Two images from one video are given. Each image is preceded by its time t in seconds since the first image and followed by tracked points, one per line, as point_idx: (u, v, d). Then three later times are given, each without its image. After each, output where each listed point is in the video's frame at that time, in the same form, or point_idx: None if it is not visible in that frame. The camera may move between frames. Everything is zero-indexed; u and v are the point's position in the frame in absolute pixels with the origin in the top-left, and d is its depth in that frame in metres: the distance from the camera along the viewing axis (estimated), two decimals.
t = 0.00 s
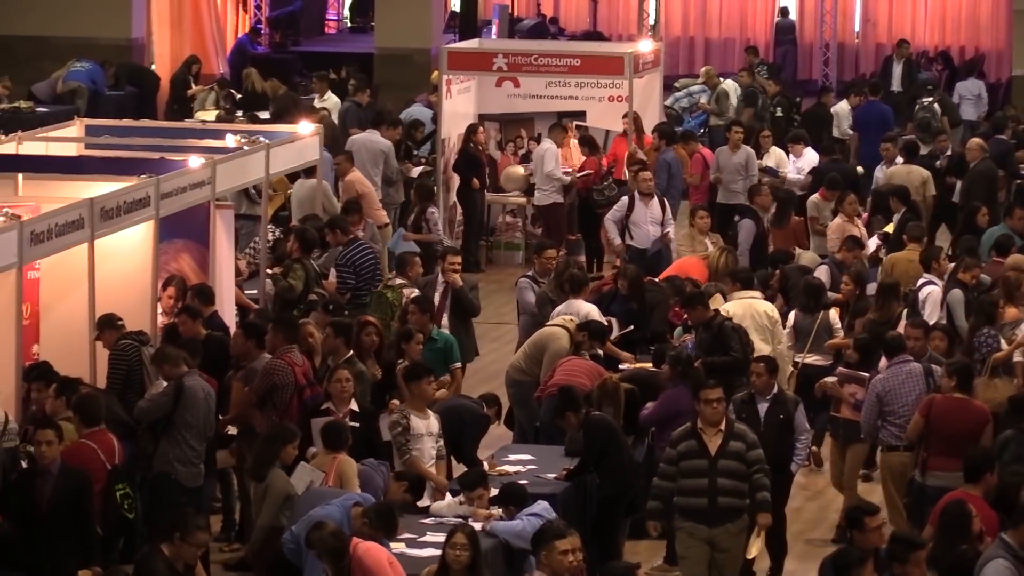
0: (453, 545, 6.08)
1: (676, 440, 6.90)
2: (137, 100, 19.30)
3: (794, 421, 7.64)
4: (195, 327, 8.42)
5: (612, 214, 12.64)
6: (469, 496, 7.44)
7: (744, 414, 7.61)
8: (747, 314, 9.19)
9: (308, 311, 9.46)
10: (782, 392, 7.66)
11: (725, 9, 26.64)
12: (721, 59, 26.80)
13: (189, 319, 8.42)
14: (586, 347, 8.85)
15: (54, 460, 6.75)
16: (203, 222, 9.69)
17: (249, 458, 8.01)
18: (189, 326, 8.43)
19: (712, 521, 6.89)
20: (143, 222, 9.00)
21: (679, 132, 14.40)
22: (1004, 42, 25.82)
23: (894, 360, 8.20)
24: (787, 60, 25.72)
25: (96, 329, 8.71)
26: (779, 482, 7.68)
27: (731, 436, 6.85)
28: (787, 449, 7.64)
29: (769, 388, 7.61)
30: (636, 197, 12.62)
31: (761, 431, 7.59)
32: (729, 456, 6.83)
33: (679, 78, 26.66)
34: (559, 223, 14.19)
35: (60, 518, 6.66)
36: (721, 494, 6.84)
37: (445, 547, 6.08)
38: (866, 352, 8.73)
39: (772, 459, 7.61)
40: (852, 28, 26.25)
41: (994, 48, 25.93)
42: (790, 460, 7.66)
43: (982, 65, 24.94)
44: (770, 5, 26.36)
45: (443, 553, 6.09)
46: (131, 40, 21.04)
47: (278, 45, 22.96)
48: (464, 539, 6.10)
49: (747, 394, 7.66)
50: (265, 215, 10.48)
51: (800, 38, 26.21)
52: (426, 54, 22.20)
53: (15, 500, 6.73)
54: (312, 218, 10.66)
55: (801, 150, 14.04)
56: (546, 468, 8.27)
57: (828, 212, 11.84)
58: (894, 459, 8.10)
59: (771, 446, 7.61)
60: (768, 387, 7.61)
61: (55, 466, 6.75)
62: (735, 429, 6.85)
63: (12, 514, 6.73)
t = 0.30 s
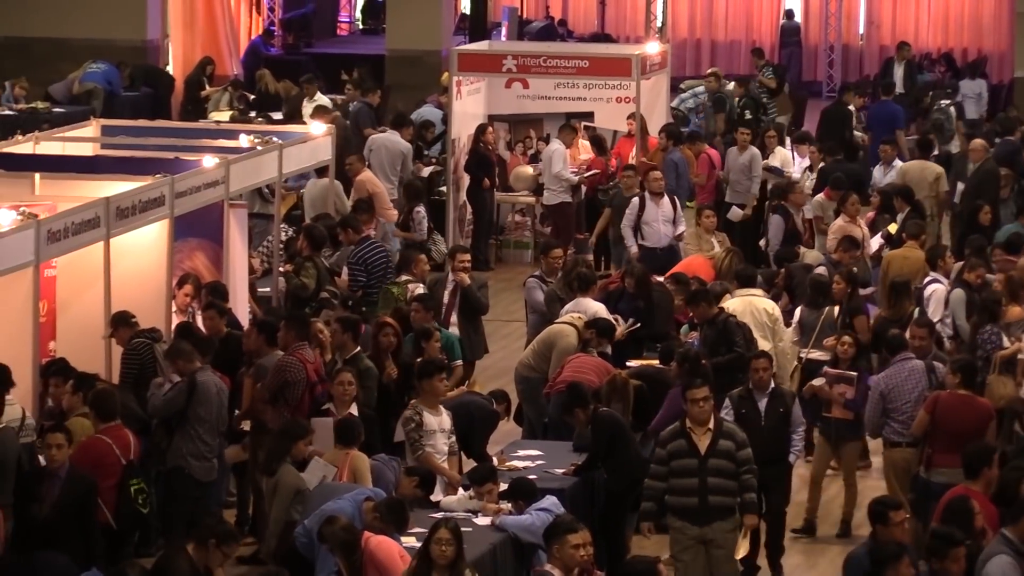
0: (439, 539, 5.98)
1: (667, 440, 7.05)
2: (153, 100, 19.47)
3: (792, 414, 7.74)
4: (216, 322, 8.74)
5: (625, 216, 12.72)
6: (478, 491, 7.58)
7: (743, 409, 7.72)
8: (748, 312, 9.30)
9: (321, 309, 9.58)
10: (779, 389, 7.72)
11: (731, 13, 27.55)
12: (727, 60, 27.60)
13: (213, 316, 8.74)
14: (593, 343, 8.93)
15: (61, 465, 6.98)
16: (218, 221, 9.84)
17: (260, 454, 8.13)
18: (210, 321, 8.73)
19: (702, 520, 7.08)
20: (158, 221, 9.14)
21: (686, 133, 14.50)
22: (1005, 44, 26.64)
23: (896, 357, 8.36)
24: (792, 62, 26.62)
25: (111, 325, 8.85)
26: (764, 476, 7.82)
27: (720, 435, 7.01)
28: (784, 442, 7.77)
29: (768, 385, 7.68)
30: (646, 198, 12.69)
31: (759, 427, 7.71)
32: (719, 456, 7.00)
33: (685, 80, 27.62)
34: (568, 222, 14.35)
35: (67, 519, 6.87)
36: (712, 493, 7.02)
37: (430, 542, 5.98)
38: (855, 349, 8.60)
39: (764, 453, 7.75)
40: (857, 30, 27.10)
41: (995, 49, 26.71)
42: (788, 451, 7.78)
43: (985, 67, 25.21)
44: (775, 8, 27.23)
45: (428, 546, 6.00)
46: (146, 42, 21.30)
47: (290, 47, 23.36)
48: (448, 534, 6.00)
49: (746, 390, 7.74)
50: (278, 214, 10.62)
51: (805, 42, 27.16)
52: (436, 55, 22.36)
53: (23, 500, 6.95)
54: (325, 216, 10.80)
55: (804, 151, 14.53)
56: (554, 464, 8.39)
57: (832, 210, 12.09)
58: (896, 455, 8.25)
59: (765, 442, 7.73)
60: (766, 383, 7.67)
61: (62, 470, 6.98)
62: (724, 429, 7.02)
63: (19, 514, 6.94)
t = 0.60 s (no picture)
0: (464, 554, 6.13)
1: (670, 442, 7.16)
2: (170, 102, 19.57)
3: (804, 423, 7.76)
4: (239, 322, 8.89)
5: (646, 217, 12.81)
6: (490, 486, 7.71)
7: (756, 416, 7.74)
8: (762, 309, 9.51)
9: (336, 308, 9.71)
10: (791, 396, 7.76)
11: (739, 16, 27.76)
12: (736, 61, 27.86)
13: (234, 316, 8.88)
14: (603, 342, 9.04)
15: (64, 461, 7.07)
16: (233, 219, 9.95)
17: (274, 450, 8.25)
18: (234, 321, 8.89)
19: (701, 523, 7.16)
20: (175, 221, 9.27)
21: (696, 131, 14.66)
22: (1009, 46, 26.79)
23: (904, 355, 8.46)
24: (799, 65, 26.64)
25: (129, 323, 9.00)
26: (763, 481, 7.84)
27: (722, 439, 7.13)
28: (791, 451, 7.78)
29: (781, 391, 7.72)
30: (670, 202, 12.81)
31: (772, 434, 7.73)
32: (722, 459, 7.10)
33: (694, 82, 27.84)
34: (579, 222, 14.64)
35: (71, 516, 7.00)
36: (711, 496, 7.11)
37: (454, 556, 6.13)
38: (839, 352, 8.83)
39: (770, 460, 7.76)
40: (863, 33, 27.30)
41: (999, 53, 26.84)
42: (796, 460, 7.80)
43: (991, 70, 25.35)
44: (783, 11, 27.44)
45: (452, 560, 6.14)
46: (163, 44, 21.38)
47: (305, 49, 23.77)
48: (474, 548, 6.15)
49: (760, 397, 7.78)
50: (293, 214, 10.77)
51: (812, 45, 27.29)
52: (449, 58, 22.50)
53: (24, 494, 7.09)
54: (340, 216, 10.93)
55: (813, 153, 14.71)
56: (565, 460, 8.52)
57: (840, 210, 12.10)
58: (905, 452, 8.36)
59: (778, 451, 7.75)
60: (780, 389, 7.71)
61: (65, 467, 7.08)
62: (726, 432, 7.14)
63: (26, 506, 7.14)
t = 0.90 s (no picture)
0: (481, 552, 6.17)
1: (676, 443, 7.23)
2: (187, 102, 19.83)
3: (818, 419, 7.85)
4: (259, 322, 9.06)
5: (675, 216, 12.89)
6: (501, 482, 7.84)
7: (770, 413, 7.84)
8: (774, 303, 9.82)
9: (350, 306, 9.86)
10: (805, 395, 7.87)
11: (747, 19, 27.89)
12: (744, 62, 27.95)
13: (253, 314, 9.06)
14: (613, 339, 9.26)
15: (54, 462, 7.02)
16: (247, 218, 10.12)
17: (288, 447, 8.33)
18: (253, 322, 9.06)
19: (705, 523, 7.24)
20: (190, 220, 9.42)
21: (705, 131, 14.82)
22: (1013, 48, 26.86)
23: (912, 351, 8.59)
24: (807, 66, 26.97)
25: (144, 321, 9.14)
26: (774, 480, 7.91)
27: (728, 441, 7.19)
28: (806, 449, 7.86)
29: (795, 389, 7.83)
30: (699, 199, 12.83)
31: (786, 433, 7.82)
32: (726, 461, 7.17)
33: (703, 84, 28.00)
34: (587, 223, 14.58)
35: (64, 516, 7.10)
36: (715, 497, 7.18)
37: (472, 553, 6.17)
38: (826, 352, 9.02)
39: (786, 458, 7.83)
40: (868, 36, 27.37)
41: (1003, 55, 26.93)
42: (810, 457, 7.89)
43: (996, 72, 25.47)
44: (790, 13, 27.58)
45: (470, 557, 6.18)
46: (179, 46, 21.80)
47: (319, 51, 23.96)
48: (489, 545, 6.18)
49: (773, 394, 7.88)
50: (307, 213, 10.95)
51: (819, 47, 27.49)
52: (461, 59, 22.72)
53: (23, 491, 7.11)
54: (354, 214, 11.08)
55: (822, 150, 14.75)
56: (575, 455, 8.65)
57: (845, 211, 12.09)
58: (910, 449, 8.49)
59: (791, 446, 7.83)
60: (795, 387, 7.80)
61: (57, 470, 7.07)
62: (732, 435, 7.20)
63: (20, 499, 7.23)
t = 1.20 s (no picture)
0: (467, 556, 6.41)
1: (672, 448, 7.30)
2: (201, 103, 20.28)
3: (820, 424, 7.90)
4: (276, 321, 9.20)
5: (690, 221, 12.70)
6: (511, 477, 7.98)
7: (774, 422, 7.85)
8: (775, 303, 10.02)
9: (360, 303, 10.03)
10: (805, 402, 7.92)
11: (753, 23, 28.05)
12: (749, 64, 28.13)
13: (269, 313, 9.23)
14: (620, 338, 9.31)
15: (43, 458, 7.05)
16: (261, 219, 10.28)
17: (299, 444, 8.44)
18: (269, 321, 9.21)
19: (706, 527, 7.29)
20: (204, 219, 9.57)
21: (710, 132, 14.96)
22: (1014, 51, 26.91)
23: (917, 349, 8.73)
24: (811, 69, 27.10)
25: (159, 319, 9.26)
26: (780, 486, 7.91)
27: (726, 443, 7.27)
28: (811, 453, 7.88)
29: (796, 397, 7.87)
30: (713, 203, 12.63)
31: (791, 438, 7.83)
32: (724, 464, 7.25)
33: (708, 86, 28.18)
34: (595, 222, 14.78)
35: (53, 511, 7.14)
36: (717, 500, 7.24)
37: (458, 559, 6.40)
38: (826, 352, 9.21)
39: (792, 465, 7.83)
40: (872, 38, 27.60)
41: (1004, 57, 26.99)
42: (815, 463, 7.89)
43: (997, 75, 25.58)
44: (794, 16, 27.69)
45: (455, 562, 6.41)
46: (193, 47, 22.47)
47: (331, 52, 24.24)
48: (475, 551, 6.43)
49: (775, 403, 7.90)
50: (319, 212, 11.11)
51: (823, 48, 27.54)
52: (471, 61, 23.11)
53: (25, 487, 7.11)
54: (365, 214, 11.23)
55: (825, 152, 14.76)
56: (583, 451, 8.79)
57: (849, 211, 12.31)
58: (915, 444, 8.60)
59: (799, 454, 7.83)
60: (796, 394, 7.84)
61: (44, 465, 7.10)
62: (729, 437, 7.28)
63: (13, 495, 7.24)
